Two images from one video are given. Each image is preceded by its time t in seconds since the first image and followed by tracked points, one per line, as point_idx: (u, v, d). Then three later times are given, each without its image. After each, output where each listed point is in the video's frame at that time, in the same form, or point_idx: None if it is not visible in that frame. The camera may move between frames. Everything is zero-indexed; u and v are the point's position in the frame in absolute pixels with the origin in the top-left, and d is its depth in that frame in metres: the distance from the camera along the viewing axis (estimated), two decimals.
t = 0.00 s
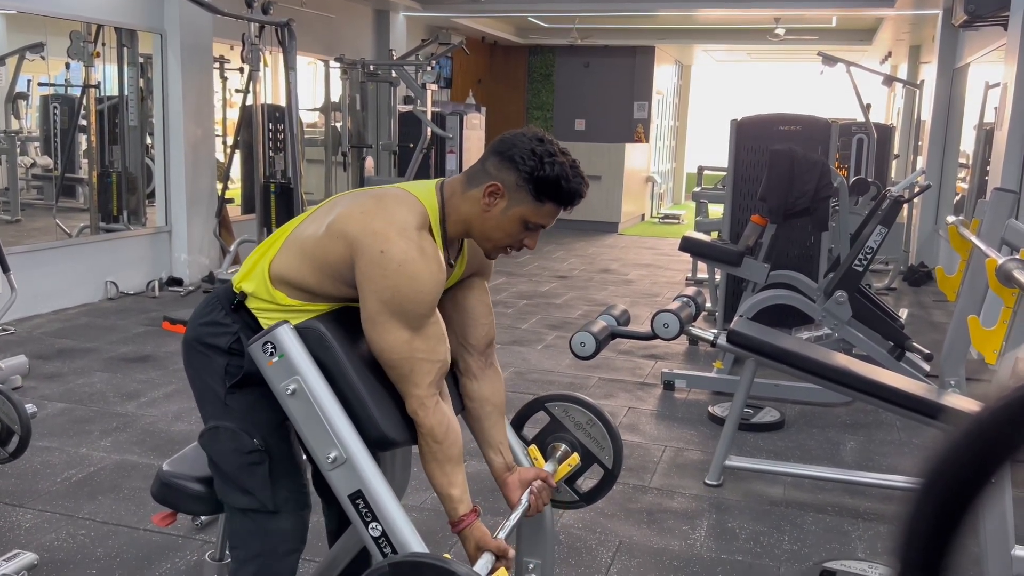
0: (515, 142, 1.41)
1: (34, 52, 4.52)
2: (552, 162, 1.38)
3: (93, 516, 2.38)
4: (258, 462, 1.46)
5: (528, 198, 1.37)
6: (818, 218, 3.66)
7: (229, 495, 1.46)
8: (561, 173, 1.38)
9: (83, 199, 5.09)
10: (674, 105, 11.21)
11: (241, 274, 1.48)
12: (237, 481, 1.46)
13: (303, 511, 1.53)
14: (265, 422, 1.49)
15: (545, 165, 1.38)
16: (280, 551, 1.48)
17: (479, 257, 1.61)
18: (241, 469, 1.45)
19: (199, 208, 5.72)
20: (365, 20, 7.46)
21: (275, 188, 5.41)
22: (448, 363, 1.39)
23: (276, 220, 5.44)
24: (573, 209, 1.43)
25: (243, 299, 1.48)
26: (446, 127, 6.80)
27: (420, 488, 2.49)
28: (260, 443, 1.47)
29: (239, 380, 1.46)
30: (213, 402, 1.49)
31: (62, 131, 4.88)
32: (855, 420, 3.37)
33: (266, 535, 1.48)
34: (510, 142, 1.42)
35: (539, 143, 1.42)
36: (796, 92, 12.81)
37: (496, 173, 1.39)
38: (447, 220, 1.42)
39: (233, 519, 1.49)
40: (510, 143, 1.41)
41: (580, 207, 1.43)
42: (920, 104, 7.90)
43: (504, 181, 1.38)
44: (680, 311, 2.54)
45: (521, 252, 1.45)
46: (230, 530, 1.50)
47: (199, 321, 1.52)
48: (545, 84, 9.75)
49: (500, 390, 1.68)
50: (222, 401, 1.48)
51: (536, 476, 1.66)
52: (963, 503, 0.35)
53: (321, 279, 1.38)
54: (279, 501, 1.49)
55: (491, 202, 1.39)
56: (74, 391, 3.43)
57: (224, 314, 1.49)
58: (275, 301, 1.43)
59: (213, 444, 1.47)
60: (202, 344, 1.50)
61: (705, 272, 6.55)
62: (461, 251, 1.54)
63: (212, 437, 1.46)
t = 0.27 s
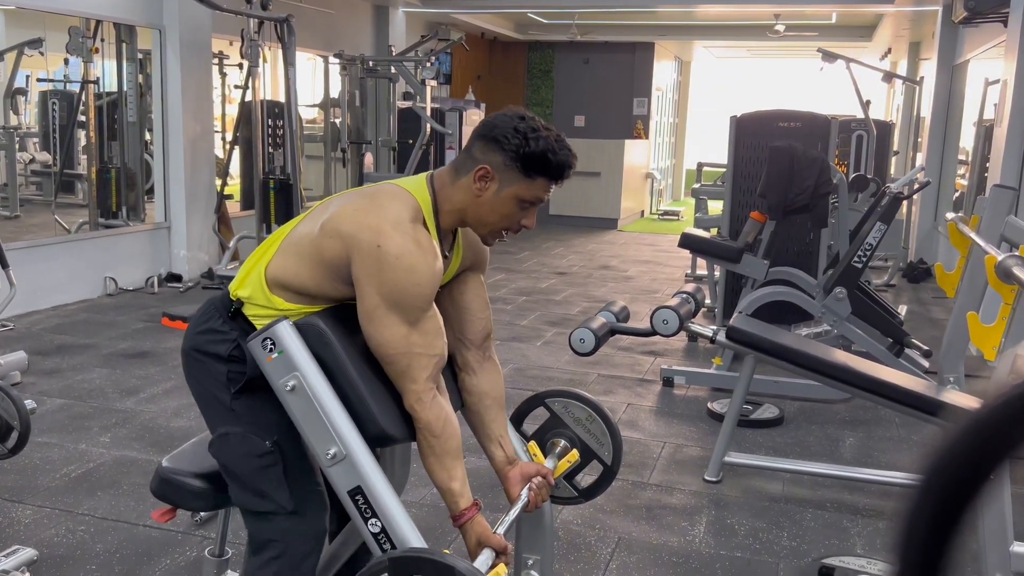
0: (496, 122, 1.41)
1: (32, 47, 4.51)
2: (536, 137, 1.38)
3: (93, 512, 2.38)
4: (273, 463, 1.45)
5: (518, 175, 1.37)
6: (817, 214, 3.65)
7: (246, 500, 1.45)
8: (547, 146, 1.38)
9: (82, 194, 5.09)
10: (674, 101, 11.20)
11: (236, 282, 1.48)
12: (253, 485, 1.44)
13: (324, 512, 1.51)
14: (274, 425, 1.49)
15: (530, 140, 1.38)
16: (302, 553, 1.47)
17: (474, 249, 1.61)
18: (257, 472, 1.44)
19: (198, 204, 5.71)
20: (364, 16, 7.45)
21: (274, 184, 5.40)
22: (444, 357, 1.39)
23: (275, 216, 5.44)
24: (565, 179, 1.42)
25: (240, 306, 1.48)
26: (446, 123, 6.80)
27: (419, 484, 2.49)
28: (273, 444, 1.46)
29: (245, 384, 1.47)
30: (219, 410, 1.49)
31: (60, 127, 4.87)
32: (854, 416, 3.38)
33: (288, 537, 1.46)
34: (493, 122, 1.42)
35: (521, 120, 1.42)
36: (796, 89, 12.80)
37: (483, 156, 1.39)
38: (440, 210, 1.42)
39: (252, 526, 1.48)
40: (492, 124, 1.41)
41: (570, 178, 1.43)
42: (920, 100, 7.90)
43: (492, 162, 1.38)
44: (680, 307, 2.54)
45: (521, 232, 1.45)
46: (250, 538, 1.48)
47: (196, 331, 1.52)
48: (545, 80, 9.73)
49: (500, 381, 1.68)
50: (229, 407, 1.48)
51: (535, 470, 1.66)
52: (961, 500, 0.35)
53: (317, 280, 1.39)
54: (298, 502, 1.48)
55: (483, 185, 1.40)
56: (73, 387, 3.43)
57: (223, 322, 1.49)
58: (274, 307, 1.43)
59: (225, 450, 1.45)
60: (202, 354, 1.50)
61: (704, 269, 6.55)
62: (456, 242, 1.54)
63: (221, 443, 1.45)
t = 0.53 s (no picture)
0: (468, 99, 1.41)
1: (31, 45, 4.50)
2: (510, 106, 1.38)
3: (92, 510, 2.38)
4: (281, 470, 1.45)
5: (498, 146, 1.37)
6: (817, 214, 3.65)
7: (255, 508, 1.44)
8: (521, 112, 1.38)
9: (81, 192, 5.08)
10: (673, 100, 11.20)
11: (235, 294, 1.47)
12: (262, 494, 1.44)
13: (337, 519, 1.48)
14: (283, 432, 1.48)
15: (503, 110, 1.38)
16: (313, 562, 1.44)
17: (468, 238, 1.60)
18: (266, 479, 1.43)
19: (197, 202, 5.71)
20: (363, 15, 7.44)
21: (273, 182, 5.40)
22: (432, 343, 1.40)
23: (274, 215, 5.44)
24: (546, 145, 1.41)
25: (242, 317, 1.47)
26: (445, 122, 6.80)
27: (419, 482, 2.49)
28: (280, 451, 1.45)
29: (250, 393, 1.46)
30: (228, 420, 1.49)
31: (59, 125, 4.85)
32: (853, 415, 3.38)
33: (301, 544, 1.44)
34: (465, 100, 1.42)
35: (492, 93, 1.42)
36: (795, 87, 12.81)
37: (461, 136, 1.39)
38: (426, 197, 1.42)
39: (264, 535, 1.46)
40: (465, 102, 1.41)
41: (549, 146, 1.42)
42: (919, 100, 7.91)
43: (471, 140, 1.38)
44: (679, 306, 2.55)
45: (514, 207, 1.43)
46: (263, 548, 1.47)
47: (203, 344, 1.53)
48: (544, 79, 9.73)
49: (497, 366, 1.67)
50: (237, 417, 1.48)
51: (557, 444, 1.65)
52: (958, 501, 0.35)
53: (304, 274, 1.39)
54: (309, 508, 1.46)
55: (465, 164, 1.40)
56: (72, 385, 3.43)
57: (226, 333, 1.49)
58: (273, 312, 1.41)
59: (233, 460, 1.45)
60: (209, 366, 1.51)
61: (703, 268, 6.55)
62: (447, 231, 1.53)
63: (230, 453, 1.45)
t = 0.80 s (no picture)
0: (426, 82, 1.44)
1: (31, 45, 4.49)
2: (465, 83, 1.40)
3: (91, 510, 2.38)
4: (292, 481, 1.44)
5: (458, 124, 1.39)
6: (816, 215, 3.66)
7: (271, 523, 1.42)
8: (477, 89, 1.39)
9: (80, 192, 5.08)
10: (673, 101, 11.20)
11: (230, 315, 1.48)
12: (276, 507, 1.42)
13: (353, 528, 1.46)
14: (290, 444, 1.48)
15: (459, 88, 1.40)
16: (336, 571, 1.42)
17: (447, 227, 1.62)
18: (279, 491, 1.43)
19: (197, 202, 5.72)
20: (363, 15, 7.44)
21: (273, 182, 5.40)
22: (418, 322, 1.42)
23: (274, 215, 5.45)
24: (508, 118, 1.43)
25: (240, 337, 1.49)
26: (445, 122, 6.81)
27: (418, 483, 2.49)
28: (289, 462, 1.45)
29: (254, 410, 1.46)
30: (235, 439, 1.49)
31: (59, 124, 4.85)
32: (852, 416, 3.38)
33: (323, 555, 1.42)
34: (424, 84, 1.44)
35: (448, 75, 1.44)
36: (794, 89, 12.82)
37: (422, 118, 1.42)
38: (397, 186, 1.45)
39: (285, 552, 1.44)
40: (424, 85, 1.44)
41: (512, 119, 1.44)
42: (919, 101, 7.92)
43: (431, 121, 1.41)
44: (678, 307, 2.55)
45: (485, 184, 1.44)
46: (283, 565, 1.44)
47: (205, 370, 1.55)
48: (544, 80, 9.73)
49: (499, 335, 1.69)
50: (244, 434, 1.48)
51: (590, 357, 1.58)
52: (958, 502, 0.35)
53: (286, 278, 1.41)
54: (324, 518, 1.44)
55: (429, 146, 1.42)
56: (71, 384, 3.43)
57: (227, 355, 1.51)
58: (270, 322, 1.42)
59: (245, 477, 1.44)
60: (212, 391, 1.52)
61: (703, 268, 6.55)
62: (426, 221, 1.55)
63: (242, 471, 1.45)
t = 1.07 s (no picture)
0: (399, 69, 1.43)
1: (32, 47, 4.51)
2: (436, 68, 1.40)
3: (89, 512, 2.38)
4: (298, 491, 1.43)
5: (431, 109, 1.39)
6: (816, 219, 3.66)
7: (277, 534, 1.42)
8: (448, 73, 1.39)
9: (80, 194, 5.09)
10: (673, 104, 11.22)
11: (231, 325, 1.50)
12: (282, 517, 1.41)
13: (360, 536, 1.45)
14: (296, 453, 1.47)
15: (430, 73, 1.39)
16: None
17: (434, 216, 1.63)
18: (285, 502, 1.42)
19: (197, 205, 5.72)
20: (363, 18, 7.46)
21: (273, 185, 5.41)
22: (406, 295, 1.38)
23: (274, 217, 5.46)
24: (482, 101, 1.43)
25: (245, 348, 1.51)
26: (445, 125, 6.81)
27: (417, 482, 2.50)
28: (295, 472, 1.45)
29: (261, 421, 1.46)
30: (241, 450, 1.48)
31: (58, 126, 4.85)
32: (852, 420, 3.38)
33: (331, 565, 1.42)
34: (395, 73, 1.44)
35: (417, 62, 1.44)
36: (794, 92, 12.84)
37: (395, 104, 1.41)
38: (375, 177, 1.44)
39: (292, 563, 1.44)
40: (394, 73, 1.43)
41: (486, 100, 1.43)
42: (918, 105, 7.93)
43: (404, 106, 1.40)
44: (677, 310, 2.55)
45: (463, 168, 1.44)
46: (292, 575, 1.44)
47: (211, 382, 1.55)
48: (544, 83, 9.74)
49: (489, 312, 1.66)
50: (250, 444, 1.47)
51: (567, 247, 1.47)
52: (957, 501, 0.33)
53: (275, 280, 1.41)
54: (331, 528, 1.44)
55: (403, 133, 1.42)
56: (70, 386, 3.43)
57: (232, 365, 1.52)
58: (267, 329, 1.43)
59: (250, 487, 1.44)
60: (218, 403, 1.52)
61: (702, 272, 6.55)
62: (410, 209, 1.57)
63: (247, 481, 1.44)
